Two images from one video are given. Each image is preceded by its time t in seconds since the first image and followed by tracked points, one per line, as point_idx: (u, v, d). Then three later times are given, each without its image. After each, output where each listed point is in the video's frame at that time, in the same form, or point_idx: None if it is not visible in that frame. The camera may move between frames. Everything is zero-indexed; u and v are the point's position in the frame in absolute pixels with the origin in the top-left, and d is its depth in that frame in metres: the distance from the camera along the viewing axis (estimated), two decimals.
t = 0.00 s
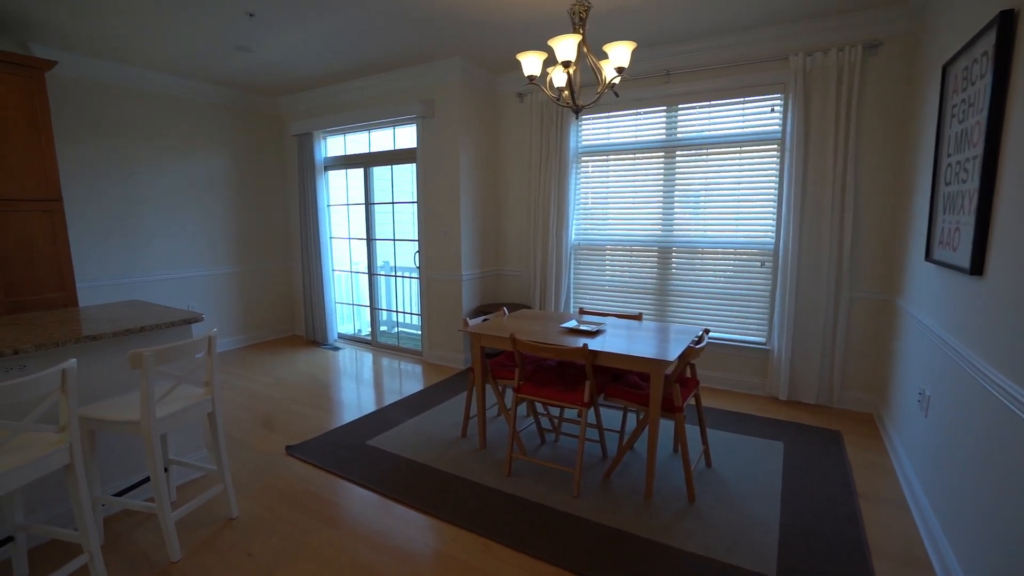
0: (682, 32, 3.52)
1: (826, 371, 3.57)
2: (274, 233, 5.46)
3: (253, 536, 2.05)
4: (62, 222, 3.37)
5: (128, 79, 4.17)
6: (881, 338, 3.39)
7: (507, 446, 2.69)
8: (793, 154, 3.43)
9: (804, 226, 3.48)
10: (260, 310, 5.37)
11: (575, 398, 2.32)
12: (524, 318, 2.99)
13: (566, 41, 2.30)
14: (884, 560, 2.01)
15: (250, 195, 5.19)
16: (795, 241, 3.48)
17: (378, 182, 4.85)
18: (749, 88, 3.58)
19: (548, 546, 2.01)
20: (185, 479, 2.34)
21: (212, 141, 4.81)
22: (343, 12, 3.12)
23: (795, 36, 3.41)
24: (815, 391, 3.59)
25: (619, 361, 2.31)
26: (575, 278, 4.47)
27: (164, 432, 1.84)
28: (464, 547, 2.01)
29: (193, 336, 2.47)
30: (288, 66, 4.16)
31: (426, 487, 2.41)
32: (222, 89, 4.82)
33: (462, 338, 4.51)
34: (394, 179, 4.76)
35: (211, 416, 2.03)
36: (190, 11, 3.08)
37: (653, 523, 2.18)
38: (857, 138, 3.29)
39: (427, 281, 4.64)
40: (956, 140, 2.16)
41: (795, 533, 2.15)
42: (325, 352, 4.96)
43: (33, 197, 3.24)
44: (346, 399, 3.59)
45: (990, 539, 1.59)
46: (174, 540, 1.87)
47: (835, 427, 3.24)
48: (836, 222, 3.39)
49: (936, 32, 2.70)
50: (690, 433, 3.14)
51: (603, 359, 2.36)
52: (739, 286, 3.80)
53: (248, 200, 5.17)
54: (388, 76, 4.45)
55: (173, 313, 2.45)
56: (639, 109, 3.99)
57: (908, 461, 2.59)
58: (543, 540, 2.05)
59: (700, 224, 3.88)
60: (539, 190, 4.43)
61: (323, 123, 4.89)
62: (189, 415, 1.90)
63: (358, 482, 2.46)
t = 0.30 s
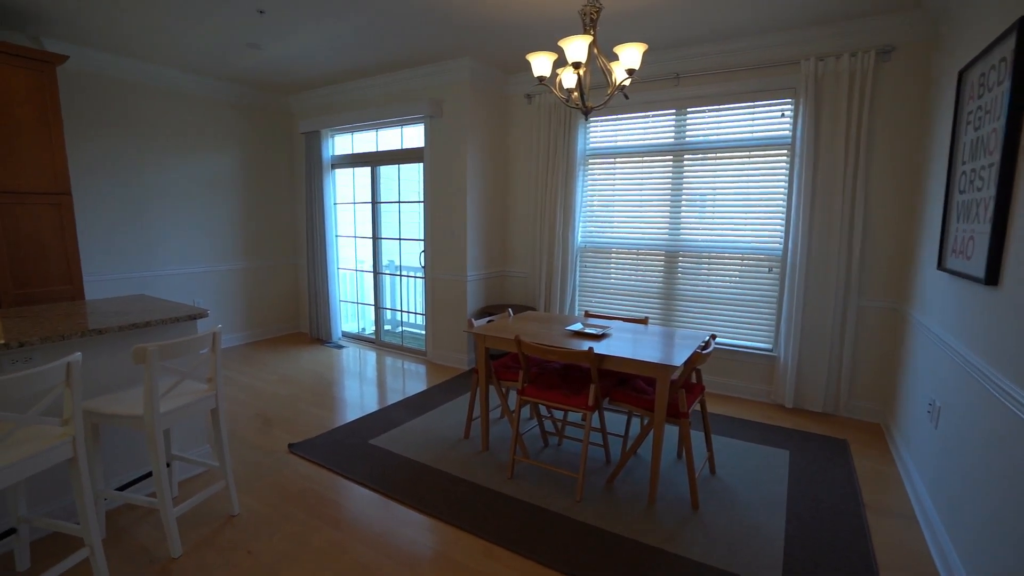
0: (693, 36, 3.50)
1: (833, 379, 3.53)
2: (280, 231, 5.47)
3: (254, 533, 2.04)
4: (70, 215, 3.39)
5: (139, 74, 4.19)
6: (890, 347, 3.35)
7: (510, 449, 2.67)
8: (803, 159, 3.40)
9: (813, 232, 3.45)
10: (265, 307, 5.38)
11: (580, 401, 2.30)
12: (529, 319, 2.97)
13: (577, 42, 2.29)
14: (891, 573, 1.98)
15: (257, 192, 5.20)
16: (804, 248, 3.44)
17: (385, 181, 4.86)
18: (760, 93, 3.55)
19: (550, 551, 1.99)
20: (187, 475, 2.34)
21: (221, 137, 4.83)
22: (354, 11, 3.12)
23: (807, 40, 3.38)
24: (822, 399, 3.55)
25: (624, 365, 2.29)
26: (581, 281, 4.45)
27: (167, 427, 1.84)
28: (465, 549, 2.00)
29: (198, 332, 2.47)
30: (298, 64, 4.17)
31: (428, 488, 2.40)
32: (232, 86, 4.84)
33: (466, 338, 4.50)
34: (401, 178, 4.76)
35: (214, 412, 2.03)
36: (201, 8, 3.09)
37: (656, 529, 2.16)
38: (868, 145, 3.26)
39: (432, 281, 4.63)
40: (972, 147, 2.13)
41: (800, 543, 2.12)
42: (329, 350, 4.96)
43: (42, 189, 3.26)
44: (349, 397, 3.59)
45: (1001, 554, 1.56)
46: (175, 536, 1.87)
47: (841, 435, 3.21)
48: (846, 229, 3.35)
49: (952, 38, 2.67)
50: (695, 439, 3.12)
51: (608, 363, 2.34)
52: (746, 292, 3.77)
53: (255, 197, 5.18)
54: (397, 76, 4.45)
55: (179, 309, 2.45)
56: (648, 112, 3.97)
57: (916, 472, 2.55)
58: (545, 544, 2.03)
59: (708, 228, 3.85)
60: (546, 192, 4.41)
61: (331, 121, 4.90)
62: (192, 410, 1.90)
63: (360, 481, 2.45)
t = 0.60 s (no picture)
0: (710, 30, 3.44)
1: (849, 380, 3.47)
2: (294, 225, 5.52)
3: (267, 525, 2.06)
4: (90, 208, 3.45)
5: (157, 70, 4.24)
6: (909, 348, 3.28)
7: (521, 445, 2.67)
8: (822, 157, 3.33)
9: (831, 230, 3.38)
10: (278, 300, 5.43)
11: (591, 399, 2.28)
12: (541, 316, 2.96)
13: (593, 36, 2.26)
14: None
15: (272, 187, 5.25)
16: (821, 246, 3.38)
17: (398, 177, 4.87)
18: (778, 88, 3.48)
19: (561, 548, 1.99)
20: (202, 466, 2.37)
21: (236, 132, 4.87)
22: (369, 5, 3.12)
23: (828, 34, 3.31)
24: (838, 400, 3.49)
25: (637, 363, 2.27)
26: (593, 278, 4.42)
27: (183, 418, 1.86)
28: (476, 544, 2.00)
29: (212, 325, 2.50)
30: (312, 59, 4.18)
31: (439, 482, 2.41)
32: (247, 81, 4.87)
33: (477, 334, 4.51)
34: (414, 174, 4.77)
35: (228, 405, 2.05)
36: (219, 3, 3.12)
37: (668, 528, 2.14)
38: (889, 141, 3.18)
39: (443, 276, 4.64)
40: (1001, 144, 2.07)
41: (815, 545, 2.09)
42: (341, 344, 5.00)
43: (62, 183, 3.31)
44: (361, 391, 3.61)
45: None
46: (190, 525, 1.89)
47: (857, 437, 3.15)
48: (865, 227, 3.28)
49: (980, 31, 2.58)
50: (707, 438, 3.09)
51: (621, 360, 2.32)
52: (761, 291, 3.72)
53: (269, 192, 5.23)
54: (411, 71, 4.45)
55: (194, 301, 2.47)
56: (663, 108, 3.92)
57: (935, 476, 2.50)
58: (555, 541, 2.02)
59: (723, 226, 3.79)
60: (559, 188, 4.38)
61: (345, 116, 4.91)
62: (207, 402, 1.92)
63: (371, 475, 2.46)
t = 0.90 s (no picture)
0: (730, 21, 3.37)
1: (871, 378, 3.39)
2: (309, 219, 5.57)
3: (283, 516, 2.09)
4: (112, 203, 3.51)
5: (176, 66, 4.28)
6: (933, 347, 3.20)
7: (535, 440, 2.66)
8: (845, 150, 3.24)
9: (853, 226, 3.30)
10: (294, 294, 5.49)
11: (606, 395, 2.26)
12: (555, 311, 2.94)
13: (611, 27, 2.22)
14: None
15: (287, 182, 5.29)
16: (843, 242, 3.30)
17: (412, 171, 4.87)
18: (800, 80, 3.40)
19: (574, 544, 1.98)
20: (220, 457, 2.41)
21: (253, 128, 4.92)
22: None
23: (852, 24, 3.21)
24: (858, 399, 3.42)
25: (653, 360, 2.24)
26: (608, 273, 4.38)
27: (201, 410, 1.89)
28: (489, 539, 2.00)
29: (230, 318, 2.53)
30: (328, 53, 4.19)
31: (453, 477, 2.41)
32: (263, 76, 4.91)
33: (491, 329, 4.51)
34: (428, 168, 4.76)
35: (246, 397, 2.07)
36: None
37: (683, 527, 2.12)
38: (916, 134, 3.09)
39: (457, 271, 4.64)
40: None
41: (834, 546, 2.05)
42: (355, 338, 5.04)
43: (84, 178, 3.37)
44: (375, 385, 3.64)
45: None
46: (208, 515, 1.92)
47: (879, 437, 3.09)
48: (890, 223, 3.19)
49: (1014, 19, 2.49)
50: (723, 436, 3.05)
51: (637, 357, 2.29)
52: (779, 287, 3.65)
53: (285, 186, 5.27)
54: (426, 64, 4.44)
55: (212, 294, 2.50)
56: (680, 101, 3.85)
57: (960, 478, 2.43)
58: (569, 537, 2.01)
59: (741, 221, 3.73)
60: (574, 183, 4.35)
61: (359, 110, 4.93)
62: (225, 394, 1.94)
63: (386, 468, 2.48)
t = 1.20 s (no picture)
0: (749, 12, 3.30)
1: (895, 376, 3.30)
2: (325, 218, 5.62)
3: (302, 512, 2.11)
4: (134, 202, 3.58)
5: (195, 68, 4.34)
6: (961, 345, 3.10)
7: (551, 438, 2.65)
8: (868, 144, 3.16)
9: (876, 221, 3.21)
10: (311, 292, 5.55)
11: (624, 393, 2.24)
12: (571, 309, 2.92)
13: (628, 21, 2.18)
14: None
15: (304, 180, 5.34)
16: (866, 237, 3.22)
17: (427, 169, 4.88)
18: (821, 72, 3.31)
19: (591, 543, 1.96)
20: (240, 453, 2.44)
21: (270, 127, 4.97)
22: None
23: (876, 12, 3.12)
24: (881, 398, 3.34)
25: (671, 357, 2.21)
26: (624, 270, 4.34)
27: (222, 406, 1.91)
28: (506, 537, 2.00)
29: (248, 316, 2.56)
30: (342, 51, 4.21)
31: (469, 474, 2.41)
32: (280, 76, 4.96)
33: (507, 326, 4.50)
34: (443, 166, 4.77)
35: (264, 394, 2.10)
36: None
37: (702, 526, 2.09)
38: (943, 126, 2.99)
39: (472, 268, 4.64)
40: None
41: (858, 548, 2.00)
42: (371, 335, 5.08)
43: (107, 178, 3.45)
44: (392, 382, 3.66)
45: None
46: (228, 510, 1.95)
47: (904, 437, 3.01)
48: (915, 217, 3.10)
49: None
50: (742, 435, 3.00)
51: (654, 354, 2.26)
52: (800, 284, 3.57)
53: (301, 185, 5.33)
54: (440, 61, 4.43)
55: (231, 293, 2.53)
56: (698, 96, 3.79)
57: (991, 480, 2.35)
58: (586, 536, 2.00)
59: (760, 217, 3.66)
60: (589, 179, 4.31)
61: (374, 109, 4.95)
62: (244, 391, 1.97)
63: (402, 465, 2.49)
